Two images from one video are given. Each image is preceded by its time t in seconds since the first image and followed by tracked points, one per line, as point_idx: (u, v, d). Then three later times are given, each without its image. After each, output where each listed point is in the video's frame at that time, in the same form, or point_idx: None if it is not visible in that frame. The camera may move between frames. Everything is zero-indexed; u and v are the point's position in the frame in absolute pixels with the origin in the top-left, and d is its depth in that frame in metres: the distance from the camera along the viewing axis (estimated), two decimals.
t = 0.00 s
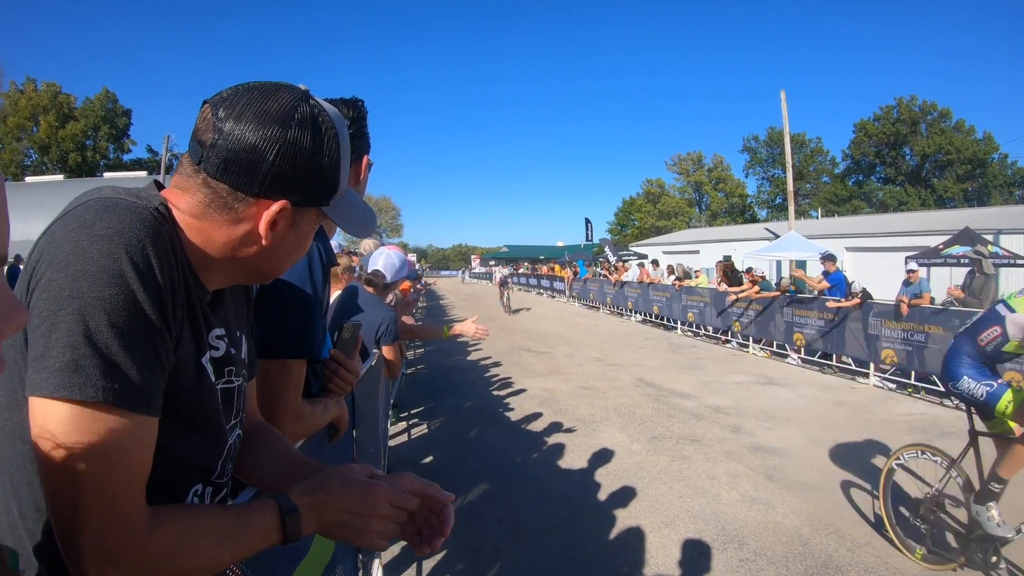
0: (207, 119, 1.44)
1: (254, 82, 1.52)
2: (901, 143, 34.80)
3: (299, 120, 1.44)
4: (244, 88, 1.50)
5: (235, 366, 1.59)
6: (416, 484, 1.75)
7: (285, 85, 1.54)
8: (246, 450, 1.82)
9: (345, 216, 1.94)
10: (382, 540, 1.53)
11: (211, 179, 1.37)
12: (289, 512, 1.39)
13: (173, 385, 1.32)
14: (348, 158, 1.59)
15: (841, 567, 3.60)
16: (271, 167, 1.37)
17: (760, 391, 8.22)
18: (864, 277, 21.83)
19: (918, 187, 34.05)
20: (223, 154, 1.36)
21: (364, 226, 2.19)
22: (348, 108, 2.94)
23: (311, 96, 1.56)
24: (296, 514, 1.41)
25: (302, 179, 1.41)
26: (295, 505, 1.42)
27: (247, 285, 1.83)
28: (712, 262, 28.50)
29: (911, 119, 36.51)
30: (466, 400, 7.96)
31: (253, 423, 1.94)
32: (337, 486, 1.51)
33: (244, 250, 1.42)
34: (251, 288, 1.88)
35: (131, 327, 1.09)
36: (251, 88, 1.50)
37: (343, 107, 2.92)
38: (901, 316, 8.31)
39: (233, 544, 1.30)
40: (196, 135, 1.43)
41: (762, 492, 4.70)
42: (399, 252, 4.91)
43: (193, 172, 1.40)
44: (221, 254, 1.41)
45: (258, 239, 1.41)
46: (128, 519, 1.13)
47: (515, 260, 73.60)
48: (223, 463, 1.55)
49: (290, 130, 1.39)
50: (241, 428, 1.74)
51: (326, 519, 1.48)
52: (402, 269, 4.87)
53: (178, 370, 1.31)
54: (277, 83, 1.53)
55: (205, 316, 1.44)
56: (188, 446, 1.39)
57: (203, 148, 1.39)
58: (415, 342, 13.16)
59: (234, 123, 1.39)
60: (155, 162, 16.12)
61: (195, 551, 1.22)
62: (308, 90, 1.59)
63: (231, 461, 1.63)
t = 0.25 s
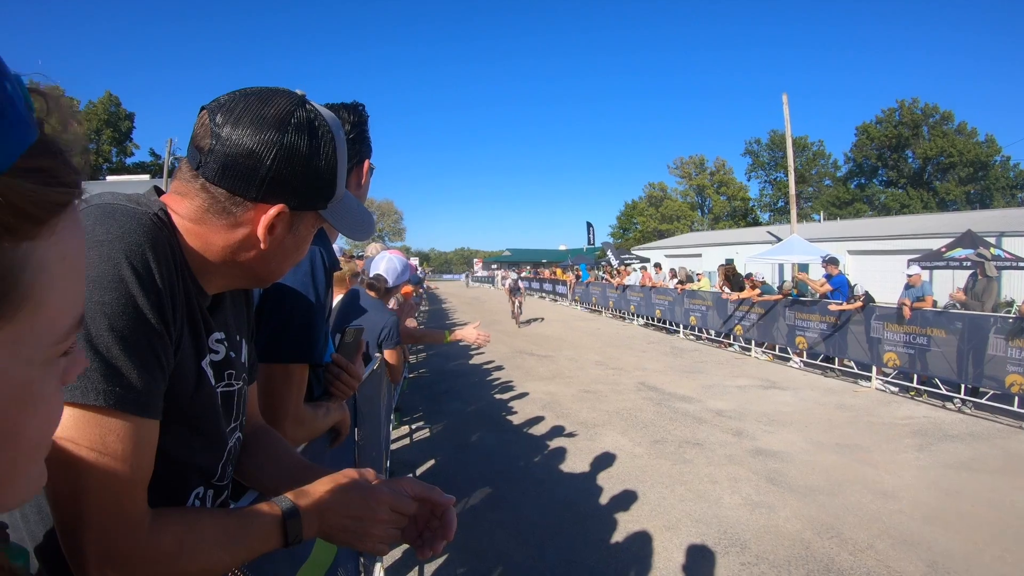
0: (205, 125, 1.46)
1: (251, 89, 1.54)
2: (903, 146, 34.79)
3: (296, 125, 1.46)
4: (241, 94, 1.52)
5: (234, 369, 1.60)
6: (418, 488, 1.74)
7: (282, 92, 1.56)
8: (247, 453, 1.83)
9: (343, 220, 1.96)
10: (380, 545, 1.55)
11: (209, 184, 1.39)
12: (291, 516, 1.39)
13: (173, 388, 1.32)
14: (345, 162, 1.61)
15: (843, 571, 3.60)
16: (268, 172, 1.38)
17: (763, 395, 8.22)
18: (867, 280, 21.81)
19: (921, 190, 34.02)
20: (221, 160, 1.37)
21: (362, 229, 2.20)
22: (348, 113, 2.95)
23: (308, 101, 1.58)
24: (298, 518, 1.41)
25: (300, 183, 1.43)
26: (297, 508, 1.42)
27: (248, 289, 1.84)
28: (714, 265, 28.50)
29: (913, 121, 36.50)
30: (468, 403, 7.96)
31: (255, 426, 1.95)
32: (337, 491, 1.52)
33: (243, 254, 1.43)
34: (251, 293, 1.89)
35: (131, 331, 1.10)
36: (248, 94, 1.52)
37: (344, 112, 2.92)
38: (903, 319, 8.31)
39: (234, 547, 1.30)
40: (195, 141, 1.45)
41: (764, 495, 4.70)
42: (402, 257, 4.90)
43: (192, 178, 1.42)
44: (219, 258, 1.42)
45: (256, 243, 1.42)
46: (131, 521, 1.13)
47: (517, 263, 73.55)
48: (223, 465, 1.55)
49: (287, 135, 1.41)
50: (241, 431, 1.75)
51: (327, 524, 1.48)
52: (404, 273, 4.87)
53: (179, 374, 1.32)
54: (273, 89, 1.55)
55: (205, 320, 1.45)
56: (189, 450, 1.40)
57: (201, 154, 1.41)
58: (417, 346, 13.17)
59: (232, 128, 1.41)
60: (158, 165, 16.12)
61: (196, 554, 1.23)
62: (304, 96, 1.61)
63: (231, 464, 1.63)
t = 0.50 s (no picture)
0: (206, 131, 1.47)
1: (250, 95, 1.55)
2: (905, 148, 34.76)
3: (295, 131, 1.47)
4: (241, 100, 1.52)
5: (235, 375, 1.59)
6: (417, 492, 1.74)
7: (281, 97, 1.57)
8: (248, 458, 1.83)
9: (343, 225, 1.96)
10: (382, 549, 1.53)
11: (209, 190, 1.39)
12: (292, 521, 1.39)
13: (174, 393, 1.32)
14: (344, 167, 1.62)
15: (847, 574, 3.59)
16: (268, 178, 1.39)
17: (766, 398, 8.21)
18: (870, 282, 21.78)
19: (923, 191, 33.99)
20: (221, 165, 1.38)
21: (361, 233, 2.21)
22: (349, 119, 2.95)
23: (307, 107, 1.59)
24: (299, 523, 1.41)
25: (300, 189, 1.44)
26: (298, 513, 1.42)
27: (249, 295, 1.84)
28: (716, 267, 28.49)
29: (914, 122, 36.48)
30: (471, 408, 7.96)
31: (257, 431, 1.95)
32: (337, 496, 1.51)
33: (243, 260, 1.44)
34: (252, 298, 1.89)
35: (132, 337, 1.11)
36: (247, 100, 1.52)
37: (344, 119, 2.94)
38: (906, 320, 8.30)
39: (235, 553, 1.30)
40: (195, 147, 1.45)
41: (768, 499, 4.70)
42: (404, 262, 4.93)
43: (191, 184, 1.42)
44: (219, 264, 1.43)
45: (256, 249, 1.43)
46: (133, 525, 1.14)
47: (518, 266, 73.54)
48: (224, 471, 1.56)
49: (287, 141, 1.42)
50: (243, 436, 1.75)
51: (328, 529, 1.47)
52: (406, 279, 4.88)
53: (179, 380, 1.32)
54: (273, 95, 1.56)
55: (205, 325, 1.45)
56: (190, 455, 1.40)
57: (201, 160, 1.42)
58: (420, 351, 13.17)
59: (231, 135, 1.42)
60: (161, 170, 16.17)
61: (198, 559, 1.23)
62: (304, 102, 1.62)
63: (232, 469, 1.63)
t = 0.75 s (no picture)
0: (208, 130, 1.49)
1: (252, 94, 1.57)
2: (906, 147, 34.71)
3: (297, 129, 1.49)
4: (242, 100, 1.55)
5: (238, 372, 1.61)
6: (419, 489, 1.74)
7: (282, 97, 1.59)
8: (250, 456, 1.85)
9: (343, 223, 1.98)
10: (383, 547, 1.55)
11: (212, 188, 1.41)
12: (294, 518, 1.40)
13: (177, 389, 1.34)
14: (344, 166, 1.64)
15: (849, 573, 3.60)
16: (270, 176, 1.41)
17: (767, 398, 8.21)
18: (871, 282, 21.75)
19: (925, 190, 33.97)
20: (223, 163, 1.40)
21: (362, 233, 2.23)
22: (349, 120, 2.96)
23: (308, 107, 1.61)
24: (301, 519, 1.42)
25: (301, 187, 1.46)
26: (299, 509, 1.43)
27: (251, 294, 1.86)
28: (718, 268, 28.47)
29: (915, 121, 36.44)
30: (473, 410, 7.97)
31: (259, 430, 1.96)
32: (339, 494, 1.52)
33: (245, 257, 1.45)
34: (254, 297, 1.91)
35: (135, 332, 1.13)
36: (249, 99, 1.55)
37: (346, 120, 2.95)
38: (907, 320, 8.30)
39: (236, 549, 1.31)
40: (197, 146, 1.47)
41: (770, 498, 4.70)
42: (406, 264, 4.96)
43: (194, 182, 1.44)
44: (222, 262, 1.44)
45: (258, 246, 1.44)
46: (134, 521, 1.15)
47: (520, 267, 73.57)
48: (227, 468, 1.57)
49: (288, 139, 1.44)
50: (245, 434, 1.76)
51: (329, 527, 1.49)
52: (408, 280, 4.91)
53: (182, 376, 1.33)
54: (274, 94, 1.58)
55: (208, 323, 1.46)
56: (192, 452, 1.41)
57: (203, 158, 1.44)
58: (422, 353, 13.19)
59: (233, 133, 1.44)
60: (163, 174, 16.24)
61: (200, 555, 1.25)
62: (305, 102, 1.64)
63: (234, 466, 1.65)
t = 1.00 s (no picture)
0: (201, 131, 1.49)
1: (245, 95, 1.58)
2: (900, 148, 34.83)
3: (290, 130, 1.50)
4: (235, 101, 1.55)
5: (230, 375, 1.62)
6: (414, 492, 1.75)
7: (275, 97, 1.60)
8: (244, 460, 1.85)
9: (337, 225, 1.99)
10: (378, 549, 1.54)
11: (204, 189, 1.42)
12: (287, 520, 1.41)
13: (169, 392, 1.35)
14: (338, 167, 1.65)
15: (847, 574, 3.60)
16: (263, 177, 1.42)
17: (764, 399, 8.21)
18: (867, 282, 21.81)
19: (919, 191, 34.11)
20: (216, 164, 1.41)
21: (355, 234, 2.23)
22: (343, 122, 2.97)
23: (302, 107, 1.62)
24: (294, 522, 1.43)
25: (294, 188, 1.47)
26: (293, 512, 1.44)
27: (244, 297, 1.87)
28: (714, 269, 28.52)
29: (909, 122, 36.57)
30: (469, 413, 7.97)
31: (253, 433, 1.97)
32: (332, 497, 1.53)
33: (238, 259, 1.46)
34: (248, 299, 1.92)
35: (126, 334, 1.13)
36: (242, 100, 1.55)
37: (339, 122, 2.96)
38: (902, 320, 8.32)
39: (230, 552, 1.32)
40: (190, 147, 1.48)
41: (767, 500, 4.71)
42: (400, 266, 5.00)
43: (186, 183, 1.44)
44: (215, 263, 1.45)
45: (251, 248, 1.45)
46: (127, 522, 1.16)
47: (517, 270, 73.58)
48: (220, 471, 1.58)
49: (281, 141, 1.45)
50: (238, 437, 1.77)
51: (322, 530, 1.49)
52: (403, 283, 4.95)
53: (173, 378, 1.34)
54: (267, 96, 1.59)
55: (200, 325, 1.47)
56: (185, 455, 1.41)
57: (196, 159, 1.44)
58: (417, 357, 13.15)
59: (226, 134, 1.45)
60: (157, 178, 16.22)
61: (194, 558, 1.25)
62: (298, 102, 1.65)
63: (228, 470, 1.65)
